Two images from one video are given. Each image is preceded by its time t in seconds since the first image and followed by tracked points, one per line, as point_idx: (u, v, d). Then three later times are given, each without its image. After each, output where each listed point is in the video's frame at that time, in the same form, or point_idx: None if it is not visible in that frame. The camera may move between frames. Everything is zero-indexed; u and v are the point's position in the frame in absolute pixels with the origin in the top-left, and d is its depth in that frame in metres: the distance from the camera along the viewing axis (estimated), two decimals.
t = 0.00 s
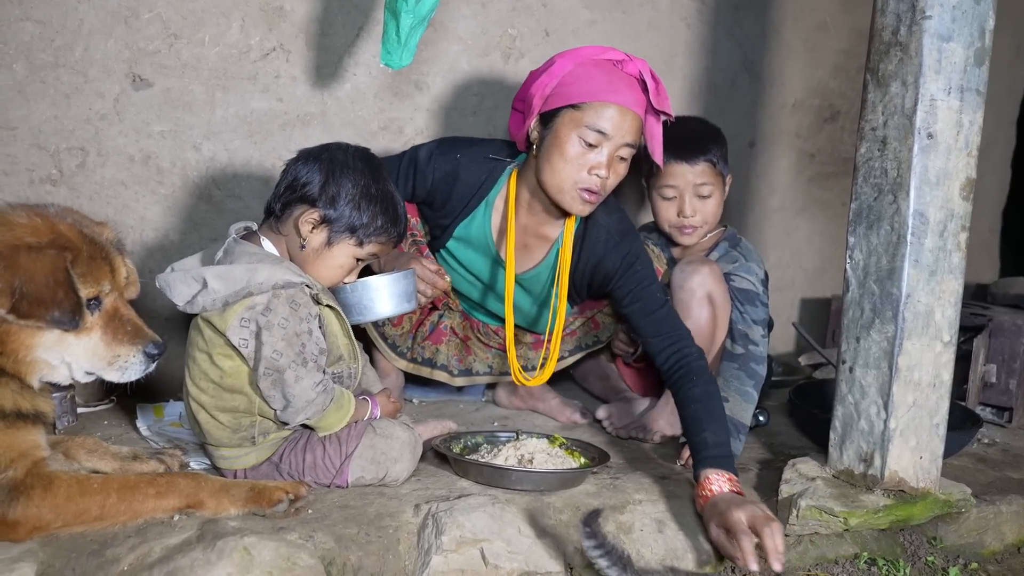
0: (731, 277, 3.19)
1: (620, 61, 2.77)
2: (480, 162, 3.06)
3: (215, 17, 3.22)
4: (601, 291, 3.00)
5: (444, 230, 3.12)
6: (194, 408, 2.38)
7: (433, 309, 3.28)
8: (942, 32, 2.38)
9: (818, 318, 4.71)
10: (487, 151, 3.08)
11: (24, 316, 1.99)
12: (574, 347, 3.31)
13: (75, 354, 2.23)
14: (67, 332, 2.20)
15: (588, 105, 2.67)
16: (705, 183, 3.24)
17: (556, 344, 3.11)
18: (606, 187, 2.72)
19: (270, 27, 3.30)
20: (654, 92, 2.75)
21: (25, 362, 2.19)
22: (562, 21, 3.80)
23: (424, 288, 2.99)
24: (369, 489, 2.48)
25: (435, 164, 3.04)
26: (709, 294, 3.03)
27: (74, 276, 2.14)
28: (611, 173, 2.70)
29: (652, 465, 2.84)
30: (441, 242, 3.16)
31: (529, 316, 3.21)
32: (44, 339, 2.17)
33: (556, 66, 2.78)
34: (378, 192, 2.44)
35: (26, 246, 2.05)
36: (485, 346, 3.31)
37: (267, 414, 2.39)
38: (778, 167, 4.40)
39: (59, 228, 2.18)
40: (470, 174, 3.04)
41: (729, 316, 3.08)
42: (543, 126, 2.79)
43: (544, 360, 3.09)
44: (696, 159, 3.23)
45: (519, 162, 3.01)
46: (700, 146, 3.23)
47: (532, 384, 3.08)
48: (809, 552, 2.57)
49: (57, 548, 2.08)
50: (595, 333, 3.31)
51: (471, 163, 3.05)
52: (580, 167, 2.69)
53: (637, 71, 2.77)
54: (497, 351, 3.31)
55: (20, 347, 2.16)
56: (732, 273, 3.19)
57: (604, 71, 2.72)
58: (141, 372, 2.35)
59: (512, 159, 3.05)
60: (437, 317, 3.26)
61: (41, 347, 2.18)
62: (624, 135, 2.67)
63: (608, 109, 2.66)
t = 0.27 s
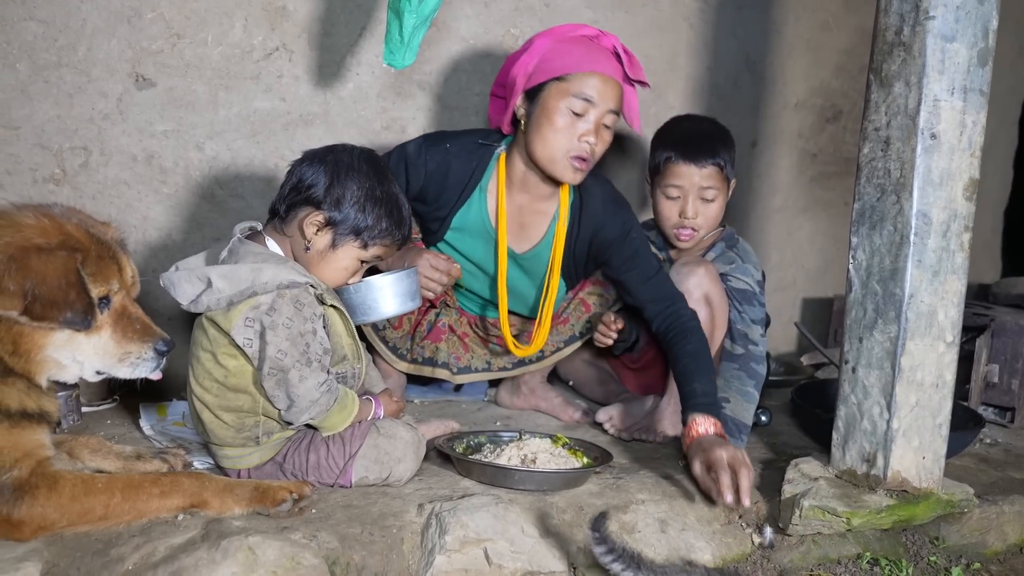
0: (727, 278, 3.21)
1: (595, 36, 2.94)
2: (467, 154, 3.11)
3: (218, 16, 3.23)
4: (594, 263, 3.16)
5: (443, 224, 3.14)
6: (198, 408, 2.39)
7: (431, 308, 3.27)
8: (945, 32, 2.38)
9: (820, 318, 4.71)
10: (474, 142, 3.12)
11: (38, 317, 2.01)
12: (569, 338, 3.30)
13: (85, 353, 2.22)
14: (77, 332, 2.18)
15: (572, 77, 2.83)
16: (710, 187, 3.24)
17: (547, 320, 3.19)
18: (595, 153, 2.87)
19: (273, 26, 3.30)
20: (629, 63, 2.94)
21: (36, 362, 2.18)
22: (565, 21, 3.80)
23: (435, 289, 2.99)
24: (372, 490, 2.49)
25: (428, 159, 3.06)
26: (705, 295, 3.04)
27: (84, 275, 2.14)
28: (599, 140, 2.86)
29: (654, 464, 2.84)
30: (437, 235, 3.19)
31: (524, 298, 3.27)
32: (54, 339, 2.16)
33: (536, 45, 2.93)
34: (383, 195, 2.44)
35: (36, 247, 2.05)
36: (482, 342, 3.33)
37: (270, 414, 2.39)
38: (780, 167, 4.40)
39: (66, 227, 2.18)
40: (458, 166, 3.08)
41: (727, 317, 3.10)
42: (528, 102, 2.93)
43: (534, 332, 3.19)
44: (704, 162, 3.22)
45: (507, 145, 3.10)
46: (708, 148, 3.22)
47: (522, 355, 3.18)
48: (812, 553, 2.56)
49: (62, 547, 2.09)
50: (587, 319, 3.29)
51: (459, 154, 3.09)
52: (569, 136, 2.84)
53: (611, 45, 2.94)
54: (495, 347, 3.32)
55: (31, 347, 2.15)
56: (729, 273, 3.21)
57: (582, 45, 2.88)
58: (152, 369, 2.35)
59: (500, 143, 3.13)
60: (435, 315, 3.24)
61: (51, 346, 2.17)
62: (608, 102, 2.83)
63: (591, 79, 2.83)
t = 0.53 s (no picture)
0: (721, 285, 3.20)
1: (537, 10, 3.09)
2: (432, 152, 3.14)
3: (218, 17, 3.23)
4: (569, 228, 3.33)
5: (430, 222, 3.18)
6: (200, 407, 2.39)
7: (431, 305, 3.20)
8: (945, 32, 2.38)
9: (821, 317, 4.71)
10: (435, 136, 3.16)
11: (43, 321, 2.02)
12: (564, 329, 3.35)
13: (88, 356, 2.23)
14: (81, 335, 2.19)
15: (518, 49, 2.99)
16: (701, 193, 3.17)
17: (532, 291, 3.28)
18: (549, 117, 3.05)
19: (273, 27, 3.31)
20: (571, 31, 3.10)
21: (40, 366, 2.18)
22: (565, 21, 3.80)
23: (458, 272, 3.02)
24: (373, 489, 2.49)
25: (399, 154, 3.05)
26: (694, 292, 3.05)
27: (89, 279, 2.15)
28: (551, 104, 3.04)
29: (655, 464, 2.85)
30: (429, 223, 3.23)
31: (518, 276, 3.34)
32: (59, 341, 2.17)
33: (484, 26, 3.09)
34: (382, 194, 2.44)
35: (40, 252, 2.06)
36: (482, 338, 3.26)
37: (272, 414, 2.40)
38: (781, 166, 4.41)
39: (71, 232, 2.19)
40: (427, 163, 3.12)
41: (718, 315, 3.09)
42: (483, 80, 3.10)
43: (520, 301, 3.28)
44: (696, 168, 3.16)
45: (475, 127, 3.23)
46: (700, 154, 3.17)
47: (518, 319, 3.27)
48: (812, 551, 2.57)
49: (64, 547, 2.10)
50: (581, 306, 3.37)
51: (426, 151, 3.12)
52: (524, 103, 3.01)
53: (553, 17, 3.09)
54: (495, 342, 3.27)
55: (35, 350, 2.16)
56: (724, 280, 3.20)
57: (525, 20, 3.05)
58: (156, 372, 2.34)
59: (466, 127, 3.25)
60: (435, 311, 3.18)
61: (56, 349, 2.18)
62: (555, 68, 3.01)
63: (537, 48, 3.00)
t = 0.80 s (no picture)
0: (729, 278, 3.13)
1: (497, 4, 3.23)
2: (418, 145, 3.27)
3: (218, 16, 3.24)
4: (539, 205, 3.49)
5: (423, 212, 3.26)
6: (201, 405, 2.40)
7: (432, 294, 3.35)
8: (944, 32, 2.38)
9: (820, 316, 4.72)
10: (418, 128, 3.30)
11: (45, 323, 2.02)
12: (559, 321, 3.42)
13: (89, 357, 2.23)
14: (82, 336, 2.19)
15: (479, 42, 3.15)
16: (687, 200, 3.08)
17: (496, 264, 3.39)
18: (512, 103, 3.21)
19: (273, 27, 3.32)
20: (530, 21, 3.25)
21: (40, 367, 2.19)
22: (565, 20, 3.81)
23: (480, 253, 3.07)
24: (373, 488, 2.50)
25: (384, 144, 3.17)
26: (708, 294, 3.00)
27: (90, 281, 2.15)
28: (513, 91, 3.20)
29: (654, 463, 2.85)
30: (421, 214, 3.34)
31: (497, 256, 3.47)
32: (60, 343, 2.17)
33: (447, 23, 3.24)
34: (376, 188, 2.43)
35: (40, 253, 2.07)
36: (478, 327, 3.38)
37: (272, 413, 2.41)
38: (780, 166, 4.41)
39: (71, 233, 2.18)
40: (414, 154, 3.24)
41: (729, 316, 3.05)
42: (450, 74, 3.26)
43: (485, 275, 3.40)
44: (680, 175, 3.06)
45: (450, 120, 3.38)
46: (686, 161, 3.07)
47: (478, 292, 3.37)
48: (811, 550, 2.58)
49: (65, 545, 2.10)
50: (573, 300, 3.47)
51: (412, 143, 3.25)
52: (487, 92, 3.16)
53: (513, 11, 3.23)
54: (491, 331, 3.39)
55: (35, 351, 2.16)
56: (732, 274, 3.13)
57: (485, 13, 3.19)
58: (155, 372, 2.35)
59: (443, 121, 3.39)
60: (436, 298, 3.33)
61: (56, 350, 2.18)
62: (514, 56, 3.16)
63: (496, 40, 3.15)
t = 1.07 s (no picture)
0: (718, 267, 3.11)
1: None
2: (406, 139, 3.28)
3: (218, 16, 3.24)
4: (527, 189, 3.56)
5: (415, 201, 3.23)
6: (202, 403, 2.40)
7: (428, 292, 3.32)
8: (943, 30, 2.38)
9: (820, 315, 4.72)
10: (406, 123, 3.33)
11: (62, 311, 2.02)
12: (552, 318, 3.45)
13: (98, 343, 2.22)
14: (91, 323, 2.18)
15: (462, 31, 3.19)
16: (686, 200, 3.06)
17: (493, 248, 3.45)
18: (497, 89, 3.26)
19: (272, 26, 3.32)
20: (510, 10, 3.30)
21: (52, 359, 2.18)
22: (564, 19, 3.80)
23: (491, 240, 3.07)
24: (373, 486, 2.50)
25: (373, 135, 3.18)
26: (700, 293, 3.04)
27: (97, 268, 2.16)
28: (497, 77, 3.24)
29: (654, 461, 2.85)
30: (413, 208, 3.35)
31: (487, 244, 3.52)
32: (72, 333, 2.16)
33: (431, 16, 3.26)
34: (368, 179, 2.43)
35: (45, 244, 2.06)
36: (475, 323, 3.37)
37: (273, 411, 2.41)
38: (780, 164, 4.41)
39: (69, 224, 2.18)
40: (403, 146, 3.26)
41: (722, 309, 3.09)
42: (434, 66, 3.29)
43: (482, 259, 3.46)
44: (679, 175, 3.05)
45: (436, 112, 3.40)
46: (687, 160, 3.06)
47: (478, 276, 3.45)
48: (811, 548, 2.60)
49: (65, 545, 2.11)
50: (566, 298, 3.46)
51: (401, 135, 3.27)
52: (471, 81, 3.21)
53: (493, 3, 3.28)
54: (487, 328, 3.39)
55: (46, 343, 2.15)
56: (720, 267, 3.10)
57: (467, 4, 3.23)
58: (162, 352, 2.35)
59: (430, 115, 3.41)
60: (434, 297, 3.31)
61: (69, 341, 2.17)
62: (496, 44, 3.21)
63: (478, 29, 3.19)
